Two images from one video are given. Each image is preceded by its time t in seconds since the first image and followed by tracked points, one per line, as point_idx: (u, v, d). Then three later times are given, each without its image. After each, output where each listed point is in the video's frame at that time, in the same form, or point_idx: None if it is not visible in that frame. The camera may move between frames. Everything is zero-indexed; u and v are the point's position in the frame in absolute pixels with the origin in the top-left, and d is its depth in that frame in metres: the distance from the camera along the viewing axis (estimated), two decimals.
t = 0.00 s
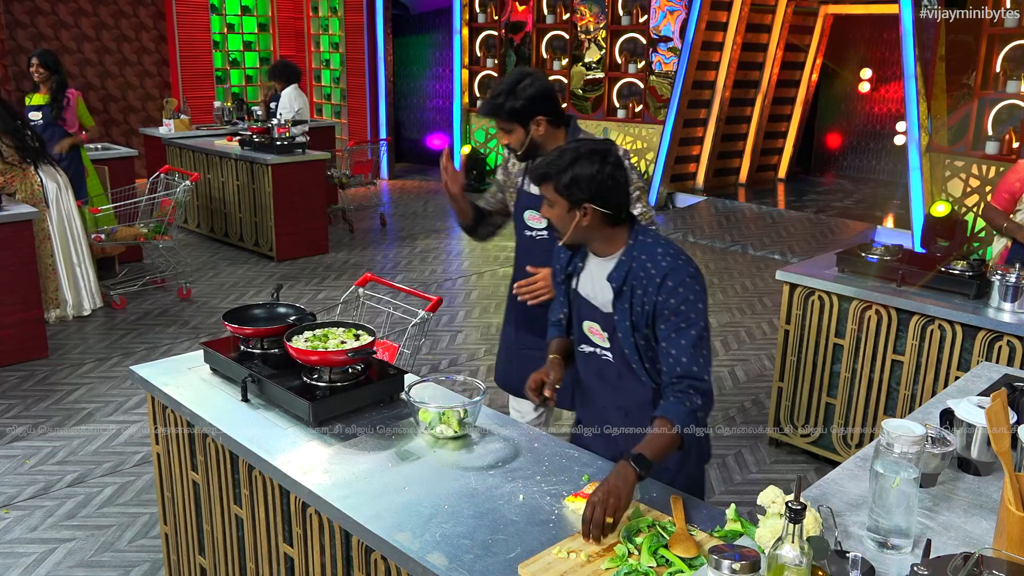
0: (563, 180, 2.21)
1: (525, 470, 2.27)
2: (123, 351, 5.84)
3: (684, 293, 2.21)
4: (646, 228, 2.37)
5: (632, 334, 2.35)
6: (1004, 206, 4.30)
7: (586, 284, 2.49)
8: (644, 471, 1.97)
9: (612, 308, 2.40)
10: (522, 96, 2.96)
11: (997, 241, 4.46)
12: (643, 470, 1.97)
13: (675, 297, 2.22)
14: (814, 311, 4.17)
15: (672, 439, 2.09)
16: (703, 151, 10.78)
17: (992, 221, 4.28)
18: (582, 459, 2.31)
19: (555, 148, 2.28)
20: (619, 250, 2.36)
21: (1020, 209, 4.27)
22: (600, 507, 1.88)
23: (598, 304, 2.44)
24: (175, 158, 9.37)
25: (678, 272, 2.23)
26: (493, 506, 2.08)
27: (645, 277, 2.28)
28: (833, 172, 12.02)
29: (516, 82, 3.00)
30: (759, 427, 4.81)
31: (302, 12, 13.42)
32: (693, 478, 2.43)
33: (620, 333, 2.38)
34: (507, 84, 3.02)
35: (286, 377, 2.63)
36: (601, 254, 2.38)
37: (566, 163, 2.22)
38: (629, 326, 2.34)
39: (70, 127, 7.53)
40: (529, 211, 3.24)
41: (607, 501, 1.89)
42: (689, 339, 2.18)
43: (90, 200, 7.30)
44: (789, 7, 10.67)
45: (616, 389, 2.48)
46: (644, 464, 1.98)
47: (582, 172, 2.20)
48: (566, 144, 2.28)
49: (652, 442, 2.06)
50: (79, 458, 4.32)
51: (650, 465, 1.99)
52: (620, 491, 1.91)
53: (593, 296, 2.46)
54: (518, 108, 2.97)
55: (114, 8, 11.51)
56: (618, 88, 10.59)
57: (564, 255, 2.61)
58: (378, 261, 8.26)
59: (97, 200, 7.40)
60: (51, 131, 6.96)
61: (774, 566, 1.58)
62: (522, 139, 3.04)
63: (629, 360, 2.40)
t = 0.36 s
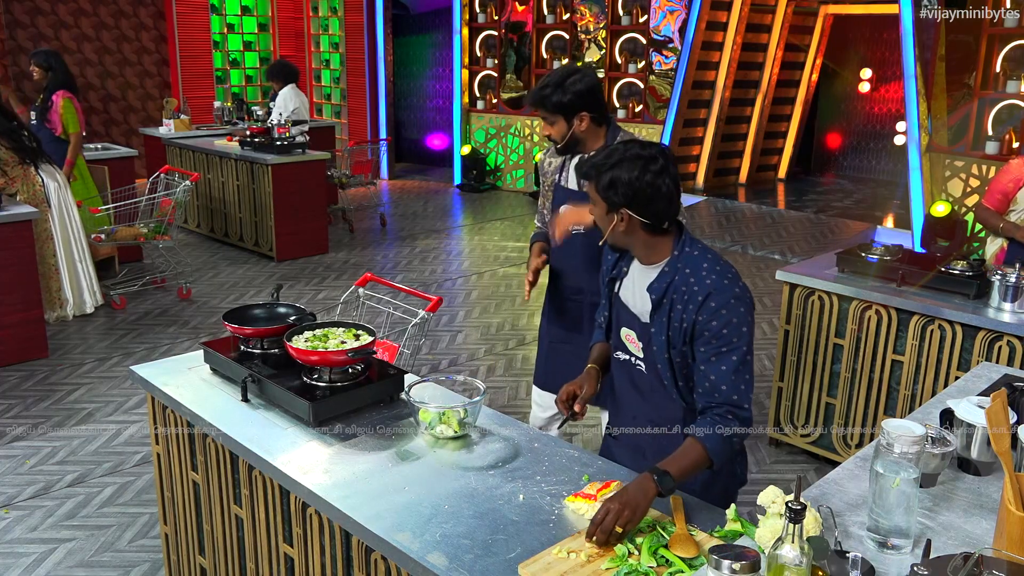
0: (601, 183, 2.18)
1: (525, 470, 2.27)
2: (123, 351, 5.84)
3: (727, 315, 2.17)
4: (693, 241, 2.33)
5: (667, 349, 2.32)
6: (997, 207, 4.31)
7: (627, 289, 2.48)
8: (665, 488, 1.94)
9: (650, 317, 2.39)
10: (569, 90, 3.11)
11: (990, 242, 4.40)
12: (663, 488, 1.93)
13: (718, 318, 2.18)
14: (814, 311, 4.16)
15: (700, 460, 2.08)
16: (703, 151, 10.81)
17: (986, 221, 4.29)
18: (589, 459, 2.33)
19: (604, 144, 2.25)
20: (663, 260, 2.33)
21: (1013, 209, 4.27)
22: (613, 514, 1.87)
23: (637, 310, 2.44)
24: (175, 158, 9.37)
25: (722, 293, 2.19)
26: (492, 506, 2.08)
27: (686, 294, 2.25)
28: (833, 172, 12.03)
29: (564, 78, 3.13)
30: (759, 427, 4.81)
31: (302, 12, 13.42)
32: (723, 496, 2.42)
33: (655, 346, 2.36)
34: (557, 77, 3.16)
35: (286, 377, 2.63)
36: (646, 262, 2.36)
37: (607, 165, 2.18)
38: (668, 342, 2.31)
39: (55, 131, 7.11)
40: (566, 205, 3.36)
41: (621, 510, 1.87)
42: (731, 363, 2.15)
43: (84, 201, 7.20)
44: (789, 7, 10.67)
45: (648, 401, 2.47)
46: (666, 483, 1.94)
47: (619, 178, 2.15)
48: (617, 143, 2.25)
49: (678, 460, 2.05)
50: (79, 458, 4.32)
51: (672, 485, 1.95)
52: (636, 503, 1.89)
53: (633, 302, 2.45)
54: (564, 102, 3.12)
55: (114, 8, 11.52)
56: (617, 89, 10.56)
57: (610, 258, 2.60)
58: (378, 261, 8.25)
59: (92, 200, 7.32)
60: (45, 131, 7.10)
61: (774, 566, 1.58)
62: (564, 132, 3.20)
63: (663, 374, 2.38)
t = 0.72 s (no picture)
0: (631, 193, 2.08)
1: (525, 470, 2.27)
2: (123, 351, 5.84)
3: (742, 319, 2.15)
4: (707, 242, 2.31)
5: (680, 353, 2.31)
6: (996, 208, 4.31)
7: (641, 295, 2.46)
8: (672, 492, 1.93)
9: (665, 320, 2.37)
10: (559, 86, 3.08)
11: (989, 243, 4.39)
12: (670, 493, 1.92)
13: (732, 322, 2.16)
14: (814, 311, 4.16)
15: (707, 464, 2.09)
16: (703, 151, 10.82)
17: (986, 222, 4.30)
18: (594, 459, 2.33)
19: (611, 155, 2.15)
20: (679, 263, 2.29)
21: (1013, 210, 4.27)
22: (622, 517, 1.87)
23: (650, 316, 2.42)
24: (175, 158, 9.37)
25: (737, 296, 2.17)
26: (492, 506, 2.08)
27: (701, 297, 2.23)
28: (833, 172, 12.03)
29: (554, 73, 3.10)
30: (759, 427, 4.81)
31: (302, 12, 13.42)
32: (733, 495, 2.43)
33: (669, 350, 2.33)
34: (546, 73, 3.13)
35: (286, 378, 2.63)
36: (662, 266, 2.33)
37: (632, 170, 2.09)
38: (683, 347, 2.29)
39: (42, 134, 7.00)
40: (553, 200, 3.37)
41: (631, 513, 1.87)
42: (745, 367, 2.14)
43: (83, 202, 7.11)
44: (789, 7, 10.67)
45: (660, 405, 2.45)
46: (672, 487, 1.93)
47: (648, 182, 2.08)
48: (620, 151, 2.16)
49: (686, 464, 2.06)
50: (79, 458, 4.32)
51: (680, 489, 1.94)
52: (645, 507, 1.89)
53: (648, 308, 2.43)
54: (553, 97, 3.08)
55: (114, 9, 11.52)
56: (618, 88, 10.57)
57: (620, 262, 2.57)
58: (378, 260, 8.26)
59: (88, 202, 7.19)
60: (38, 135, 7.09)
61: (774, 566, 1.58)
62: (552, 127, 3.17)
63: (676, 378, 2.36)
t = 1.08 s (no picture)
0: (665, 208, 2.02)
1: (525, 470, 2.27)
2: (123, 351, 5.84)
3: (747, 324, 2.16)
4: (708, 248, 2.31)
5: (687, 363, 2.30)
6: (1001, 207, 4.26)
7: (639, 301, 2.40)
8: (662, 499, 1.94)
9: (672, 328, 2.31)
10: (549, 73, 3.08)
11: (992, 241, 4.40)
12: (660, 498, 1.93)
13: (737, 328, 2.17)
14: (814, 311, 4.16)
15: (698, 470, 2.08)
16: (703, 151, 10.82)
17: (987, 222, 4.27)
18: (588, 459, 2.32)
19: (622, 177, 2.04)
20: (682, 273, 2.28)
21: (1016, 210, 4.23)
22: (614, 518, 1.87)
23: (650, 325, 2.37)
24: (175, 158, 9.37)
25: (742, 302, 2.18)
26: (493, 506, 2.08)
27: (705, 304, 2.23)
28: (833, 172, 12.03)
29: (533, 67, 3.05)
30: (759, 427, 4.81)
31: (302, 12, 13.42)
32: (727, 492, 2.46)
33: (674, 359, 2.32)
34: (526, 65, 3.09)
35: (286, 377, 2.63)
36: (661, 280, 2.29)
37: (656, 180, 2.03)
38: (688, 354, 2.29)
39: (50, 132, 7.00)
40: (529, 198, 3.34)
41: (624, 515, 1.87)
42: (746, 371, 2.15)
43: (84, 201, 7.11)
44: (789, 7, 10.67)
45: (664, 411, 2.43)
46: (664, 492, 1.95)
47: (676, 190, 2.05)
48: (621, 172, 2.05)
49: (676, 471, 2.05)
50: (79, 458, 4.32)
51: (670, 496, 1.95)
52: (637, 509, 1.89)
53: (646, 318, 2.38)
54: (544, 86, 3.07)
55: (114, 9, 11.52)
56: (618, 88, 10.58)
57: (614, 267, 2.55)
58: (378, 261, 8.25)
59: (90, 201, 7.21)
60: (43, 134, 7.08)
61: (774, 566, 1.58)
62: (546, 117, 3.15)
63: (683, 386, 2.35)
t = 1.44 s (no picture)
0: (669, 227, 2.01)
1: (526, 470, 2.27)
2: (123, 351, 5.84)
3: (753, 330, 2.17)
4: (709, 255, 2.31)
5: (697, 373, 2.29)
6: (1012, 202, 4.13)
7: (641, 321, 2.36)
8: (660, 500, 1.95)
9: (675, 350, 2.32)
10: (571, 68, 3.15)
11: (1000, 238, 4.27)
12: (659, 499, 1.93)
13: (744, 334, 2.17)
14: (814, 311, 4.16)
15: (696, 473, 2.08)
16: (703, 151, 10.81)
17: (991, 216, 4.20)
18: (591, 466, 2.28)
19: (623, 195, 2.02)
20: (682, 285, 2.26)
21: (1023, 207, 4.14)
22: (614, 516, 1.87)
23: (656, 343, 2.35)
24: (175, 158, 9.37)
25: (748, 309, 2.18)
26: (492, 506, 2.08)
27: (711, 314, 2.23)
28: (833, 172, 12.03)
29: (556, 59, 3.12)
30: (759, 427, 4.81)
31: (302, 12, 13.41)
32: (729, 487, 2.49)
33: (685, 371, 2.31)
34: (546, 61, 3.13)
35: (286, 377, 2.63)
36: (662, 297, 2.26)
37: (660, 202, 2.01)
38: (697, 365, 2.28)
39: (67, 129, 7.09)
40: (545, 200, 3.31)
41: (624, 514, 1.88)
42: (750, 376, 2.17)
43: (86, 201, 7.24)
44: (789, 7, 10.66)
45: (673, 417, 2.43)
46: (662, 494, 1.96)
47: (679, 209, 2.03)
48: (623, 190, 2.04)
49: (675, 471, 2.05)
50: (79, 458, 4.32)
51: (669, 497, 1.96)
52: (637, 508, 1.90)
53: (651, 337, 2.35)
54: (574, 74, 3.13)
55: (114, 8, 11.52)
56: (618, 88, 10.58)
57: (605, 288, 2.44)
58: (378, 261, 8.25)
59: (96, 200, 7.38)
60: (51, 133, 7.11)
61: (774, 566, 1.58)
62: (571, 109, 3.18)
63: (695, 395, 2.36)
